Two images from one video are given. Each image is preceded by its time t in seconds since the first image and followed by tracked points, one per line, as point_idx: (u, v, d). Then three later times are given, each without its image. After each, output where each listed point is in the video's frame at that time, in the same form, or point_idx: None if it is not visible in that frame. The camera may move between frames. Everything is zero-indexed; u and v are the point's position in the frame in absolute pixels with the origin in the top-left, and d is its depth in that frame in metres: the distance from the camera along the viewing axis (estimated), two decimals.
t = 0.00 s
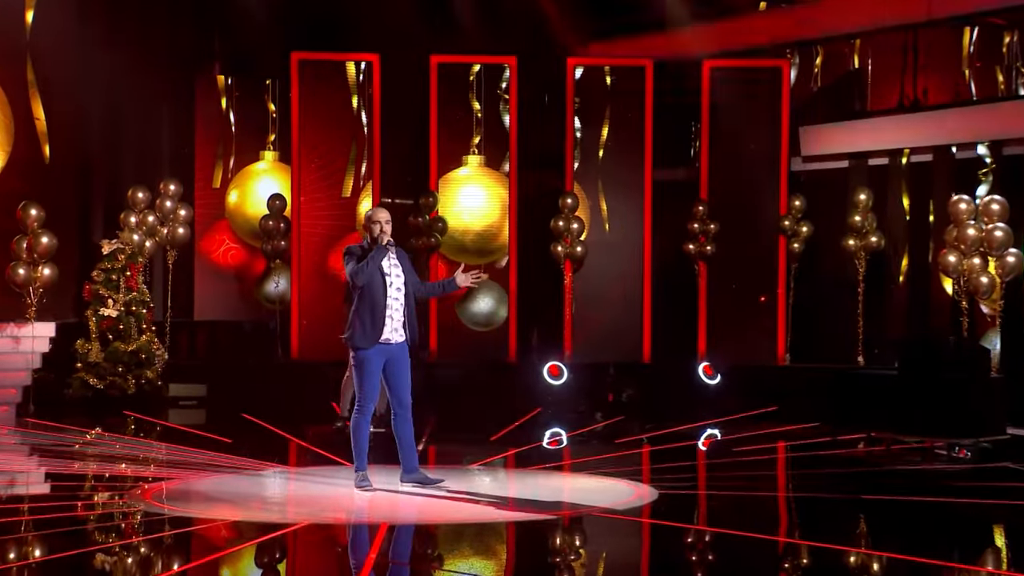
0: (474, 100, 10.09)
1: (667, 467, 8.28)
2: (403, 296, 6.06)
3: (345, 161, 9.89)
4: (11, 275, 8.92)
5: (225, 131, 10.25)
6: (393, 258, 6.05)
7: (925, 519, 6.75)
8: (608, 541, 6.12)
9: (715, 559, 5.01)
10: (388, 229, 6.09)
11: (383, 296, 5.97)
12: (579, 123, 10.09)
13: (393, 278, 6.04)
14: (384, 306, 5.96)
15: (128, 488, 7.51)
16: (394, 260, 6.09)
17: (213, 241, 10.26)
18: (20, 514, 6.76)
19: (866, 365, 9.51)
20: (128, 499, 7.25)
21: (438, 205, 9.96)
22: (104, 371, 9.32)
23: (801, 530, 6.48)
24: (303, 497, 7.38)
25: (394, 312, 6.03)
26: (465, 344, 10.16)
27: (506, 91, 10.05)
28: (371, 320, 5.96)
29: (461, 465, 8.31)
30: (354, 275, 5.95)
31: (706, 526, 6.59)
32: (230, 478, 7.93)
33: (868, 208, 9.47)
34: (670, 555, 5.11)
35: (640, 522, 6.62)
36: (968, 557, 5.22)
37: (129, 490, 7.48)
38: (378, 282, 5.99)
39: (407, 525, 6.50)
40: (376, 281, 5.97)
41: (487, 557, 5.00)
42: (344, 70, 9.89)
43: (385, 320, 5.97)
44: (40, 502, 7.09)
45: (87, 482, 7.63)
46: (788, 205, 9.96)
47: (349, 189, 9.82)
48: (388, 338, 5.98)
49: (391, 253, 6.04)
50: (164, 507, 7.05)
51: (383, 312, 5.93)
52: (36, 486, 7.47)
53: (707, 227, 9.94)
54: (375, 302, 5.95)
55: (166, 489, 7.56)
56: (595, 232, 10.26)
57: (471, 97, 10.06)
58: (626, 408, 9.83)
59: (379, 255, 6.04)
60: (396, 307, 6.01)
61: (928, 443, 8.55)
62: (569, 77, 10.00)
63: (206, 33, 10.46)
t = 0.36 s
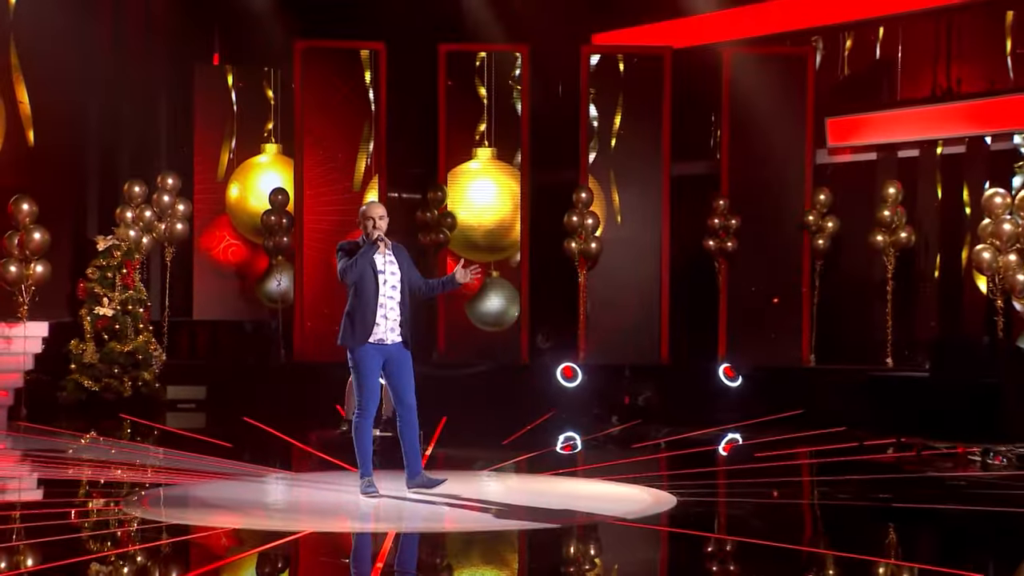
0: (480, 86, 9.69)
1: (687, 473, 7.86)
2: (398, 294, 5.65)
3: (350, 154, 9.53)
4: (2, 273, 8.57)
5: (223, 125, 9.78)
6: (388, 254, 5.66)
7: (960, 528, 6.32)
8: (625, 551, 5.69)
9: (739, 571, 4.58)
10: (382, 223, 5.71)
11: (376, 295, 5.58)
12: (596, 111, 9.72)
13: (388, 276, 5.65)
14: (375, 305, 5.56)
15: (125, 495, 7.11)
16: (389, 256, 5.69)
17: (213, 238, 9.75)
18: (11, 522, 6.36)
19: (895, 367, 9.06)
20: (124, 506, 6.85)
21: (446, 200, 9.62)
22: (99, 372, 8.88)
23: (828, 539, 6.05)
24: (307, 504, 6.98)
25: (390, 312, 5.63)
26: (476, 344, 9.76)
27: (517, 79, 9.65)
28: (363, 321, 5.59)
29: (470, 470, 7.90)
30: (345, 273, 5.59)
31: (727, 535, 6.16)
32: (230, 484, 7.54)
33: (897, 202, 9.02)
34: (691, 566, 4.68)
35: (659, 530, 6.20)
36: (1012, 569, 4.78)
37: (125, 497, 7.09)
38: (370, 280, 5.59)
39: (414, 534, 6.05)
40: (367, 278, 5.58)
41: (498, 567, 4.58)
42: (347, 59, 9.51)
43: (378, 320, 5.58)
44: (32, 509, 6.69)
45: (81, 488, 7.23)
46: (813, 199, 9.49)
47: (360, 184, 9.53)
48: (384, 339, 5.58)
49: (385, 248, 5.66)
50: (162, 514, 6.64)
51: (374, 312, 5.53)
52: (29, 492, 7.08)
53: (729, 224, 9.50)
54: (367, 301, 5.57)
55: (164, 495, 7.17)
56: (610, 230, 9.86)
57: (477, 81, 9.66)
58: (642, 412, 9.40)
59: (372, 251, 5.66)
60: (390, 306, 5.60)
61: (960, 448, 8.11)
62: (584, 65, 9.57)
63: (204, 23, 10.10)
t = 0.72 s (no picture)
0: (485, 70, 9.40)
1: (705, 479, 7.44)
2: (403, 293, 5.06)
3: (354, 146, 9.21)
4: None
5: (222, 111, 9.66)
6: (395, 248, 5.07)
7: (995, 539, 5.87)
8: (640, 560, 5.29)
9: None
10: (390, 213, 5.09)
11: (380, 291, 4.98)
12: (609, 99, 9.34)
13: (394, 272, 5.05)
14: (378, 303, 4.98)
15: (117, 501, 6.70)
16: (394, 252, 5.10)
17: (212, 233, 9.51)
18: None
19: (923, 368, 8.61)
20: (117, 513, 6.44)
21: (453, 193, 9.26)
22: (90, 373, 8.48)
23: (851, 549, 5.61)
24: (307, 510, 6.55)
25: (395, 311, 5.03)
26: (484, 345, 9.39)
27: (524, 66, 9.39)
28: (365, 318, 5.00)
29: (476, 475, 7.50)
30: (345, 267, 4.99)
31: (746, 543, 5.72)
32: (227, 489, 7.14)
33: (926, 195, 8.62)
34: None
35: (675, 538, 5.77)
36: None
37: (117, 504, 6.68)
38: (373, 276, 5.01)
39: (424, 540, 5.67)
40: (370, 274, 5.00)
41: None
42: (349, 47, 9.17)
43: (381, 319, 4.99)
44: (20, 517, 6.27)
45: (71, 494, 6.81)
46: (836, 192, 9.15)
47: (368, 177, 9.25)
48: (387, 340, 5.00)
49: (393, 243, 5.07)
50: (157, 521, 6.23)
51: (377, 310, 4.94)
52: (15, 498, 6.67)
53: (747, 218, 9.10)
54: (369, 298, 4.99)
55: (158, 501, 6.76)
56: (623, 225, 9.49)
57: (482, 66, 9.40)
58: (656, 415, 8.83)
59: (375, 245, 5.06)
60: (394, 305, 5.02)
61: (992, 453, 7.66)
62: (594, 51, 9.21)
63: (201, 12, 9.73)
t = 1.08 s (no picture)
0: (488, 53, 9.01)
1: (721, 485, 7.03)
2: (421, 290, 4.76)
3: (353, 135, 8.75)
4: None
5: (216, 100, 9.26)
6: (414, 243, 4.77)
7: None
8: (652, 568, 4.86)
9: None
10: (408, 205, 4.76)
11: (397, 289, 4.70)
12: (620, 84, 9.05)
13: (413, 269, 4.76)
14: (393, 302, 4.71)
15: (103, 508, 6.30)
16: (413, 247, 4.79)
17: (208, 228, 9.11)
18: None
19: (946, 368, 8.23)
20: (104, 519, 6.03)
21: (456, 185, 8.75)
22: (76, 374, 8.13)
23: (871, 557, 5.18)
24: (302, 516, 6.15)
25: (412, 310, 4.75)
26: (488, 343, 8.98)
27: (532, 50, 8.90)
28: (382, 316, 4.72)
29: (478, 481, 7.10)
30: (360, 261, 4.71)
31: (761, 550, 5.26)
32: (219, 495, 6.75)
33: (951, 187, 8.19)
34: None
35: (684, 545, 5.33)
36: None
37: (104, 510, 6.27)
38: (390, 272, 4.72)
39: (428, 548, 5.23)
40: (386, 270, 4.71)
41: None
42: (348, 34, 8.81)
43: (395, 318, 4.71)
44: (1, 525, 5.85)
45: (56, 500, 6.41)
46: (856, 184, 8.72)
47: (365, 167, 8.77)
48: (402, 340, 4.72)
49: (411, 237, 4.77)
50: (146, 529, 5.80)
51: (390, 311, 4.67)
52: None
53: (763, 211, 8.74)
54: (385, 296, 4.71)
55: (146, 508, 6.36)
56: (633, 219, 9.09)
57: (483, 45, 8.86)
58: (667, 416, 8.44)
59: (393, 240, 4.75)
60: (409, 304, 4.73)
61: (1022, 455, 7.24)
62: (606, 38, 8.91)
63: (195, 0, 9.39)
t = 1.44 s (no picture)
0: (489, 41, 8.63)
1: (731, 490, 6.64)
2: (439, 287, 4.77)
3: (346, 124, 8.37)
4: None
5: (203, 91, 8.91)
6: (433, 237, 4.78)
7: None
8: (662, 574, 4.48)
9: None
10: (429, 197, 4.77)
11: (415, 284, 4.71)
12: (628, 69, 8.67)
13: (431, 263, 4.77)
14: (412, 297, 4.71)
15: (84, 514, 5.92)
16: (432, 241, 4.80)
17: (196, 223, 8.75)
18: None
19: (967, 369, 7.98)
20: (85, 526, 5.64)
21: (454, 177, 8.39)
22: (56, 375, 7.72)
23: (887, 564, 4.80)
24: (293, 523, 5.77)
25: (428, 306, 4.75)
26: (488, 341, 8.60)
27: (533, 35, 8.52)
28: (399, 312, 4.73)
29: (477, 486, 6.72)
30: (379, 254, 4.71)
31: (773, 559, 4.83)
32: (207, 501, 6.38)
33: (973, 179, 7.82)
34: None
35: (691, 552, 4.92)
36: None
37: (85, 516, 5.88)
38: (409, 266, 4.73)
39: (429, 555, 4.77)
40: (405, 263, 4.72)
41: None
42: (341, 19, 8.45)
43: (413, 314, 4.71)
44: None
45: (34, 507, 6.03)
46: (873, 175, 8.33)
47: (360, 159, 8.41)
48: (418, 338, 4.72)
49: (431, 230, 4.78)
50: (128, 535, 5.41)
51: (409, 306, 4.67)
52: None
53: (775, 204, 8.33)
54: (404, 290, 4.72)
55: (131, 514, 5.98)
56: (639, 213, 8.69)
57: (482, 22, 8.49)
58: (675, 417, 8.08)
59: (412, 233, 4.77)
60: (427, 300, 4.74)
61: None
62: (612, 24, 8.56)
63: None
